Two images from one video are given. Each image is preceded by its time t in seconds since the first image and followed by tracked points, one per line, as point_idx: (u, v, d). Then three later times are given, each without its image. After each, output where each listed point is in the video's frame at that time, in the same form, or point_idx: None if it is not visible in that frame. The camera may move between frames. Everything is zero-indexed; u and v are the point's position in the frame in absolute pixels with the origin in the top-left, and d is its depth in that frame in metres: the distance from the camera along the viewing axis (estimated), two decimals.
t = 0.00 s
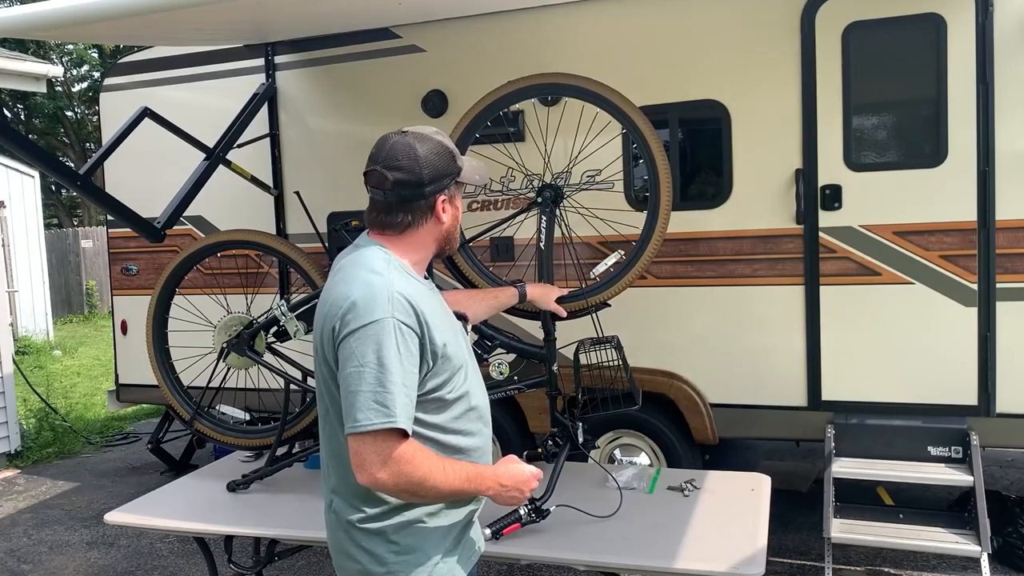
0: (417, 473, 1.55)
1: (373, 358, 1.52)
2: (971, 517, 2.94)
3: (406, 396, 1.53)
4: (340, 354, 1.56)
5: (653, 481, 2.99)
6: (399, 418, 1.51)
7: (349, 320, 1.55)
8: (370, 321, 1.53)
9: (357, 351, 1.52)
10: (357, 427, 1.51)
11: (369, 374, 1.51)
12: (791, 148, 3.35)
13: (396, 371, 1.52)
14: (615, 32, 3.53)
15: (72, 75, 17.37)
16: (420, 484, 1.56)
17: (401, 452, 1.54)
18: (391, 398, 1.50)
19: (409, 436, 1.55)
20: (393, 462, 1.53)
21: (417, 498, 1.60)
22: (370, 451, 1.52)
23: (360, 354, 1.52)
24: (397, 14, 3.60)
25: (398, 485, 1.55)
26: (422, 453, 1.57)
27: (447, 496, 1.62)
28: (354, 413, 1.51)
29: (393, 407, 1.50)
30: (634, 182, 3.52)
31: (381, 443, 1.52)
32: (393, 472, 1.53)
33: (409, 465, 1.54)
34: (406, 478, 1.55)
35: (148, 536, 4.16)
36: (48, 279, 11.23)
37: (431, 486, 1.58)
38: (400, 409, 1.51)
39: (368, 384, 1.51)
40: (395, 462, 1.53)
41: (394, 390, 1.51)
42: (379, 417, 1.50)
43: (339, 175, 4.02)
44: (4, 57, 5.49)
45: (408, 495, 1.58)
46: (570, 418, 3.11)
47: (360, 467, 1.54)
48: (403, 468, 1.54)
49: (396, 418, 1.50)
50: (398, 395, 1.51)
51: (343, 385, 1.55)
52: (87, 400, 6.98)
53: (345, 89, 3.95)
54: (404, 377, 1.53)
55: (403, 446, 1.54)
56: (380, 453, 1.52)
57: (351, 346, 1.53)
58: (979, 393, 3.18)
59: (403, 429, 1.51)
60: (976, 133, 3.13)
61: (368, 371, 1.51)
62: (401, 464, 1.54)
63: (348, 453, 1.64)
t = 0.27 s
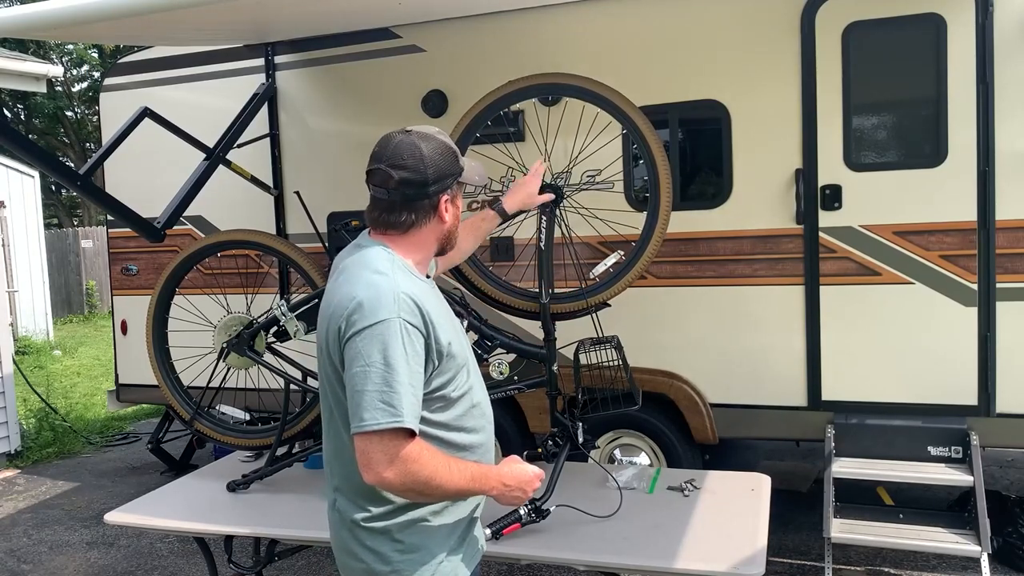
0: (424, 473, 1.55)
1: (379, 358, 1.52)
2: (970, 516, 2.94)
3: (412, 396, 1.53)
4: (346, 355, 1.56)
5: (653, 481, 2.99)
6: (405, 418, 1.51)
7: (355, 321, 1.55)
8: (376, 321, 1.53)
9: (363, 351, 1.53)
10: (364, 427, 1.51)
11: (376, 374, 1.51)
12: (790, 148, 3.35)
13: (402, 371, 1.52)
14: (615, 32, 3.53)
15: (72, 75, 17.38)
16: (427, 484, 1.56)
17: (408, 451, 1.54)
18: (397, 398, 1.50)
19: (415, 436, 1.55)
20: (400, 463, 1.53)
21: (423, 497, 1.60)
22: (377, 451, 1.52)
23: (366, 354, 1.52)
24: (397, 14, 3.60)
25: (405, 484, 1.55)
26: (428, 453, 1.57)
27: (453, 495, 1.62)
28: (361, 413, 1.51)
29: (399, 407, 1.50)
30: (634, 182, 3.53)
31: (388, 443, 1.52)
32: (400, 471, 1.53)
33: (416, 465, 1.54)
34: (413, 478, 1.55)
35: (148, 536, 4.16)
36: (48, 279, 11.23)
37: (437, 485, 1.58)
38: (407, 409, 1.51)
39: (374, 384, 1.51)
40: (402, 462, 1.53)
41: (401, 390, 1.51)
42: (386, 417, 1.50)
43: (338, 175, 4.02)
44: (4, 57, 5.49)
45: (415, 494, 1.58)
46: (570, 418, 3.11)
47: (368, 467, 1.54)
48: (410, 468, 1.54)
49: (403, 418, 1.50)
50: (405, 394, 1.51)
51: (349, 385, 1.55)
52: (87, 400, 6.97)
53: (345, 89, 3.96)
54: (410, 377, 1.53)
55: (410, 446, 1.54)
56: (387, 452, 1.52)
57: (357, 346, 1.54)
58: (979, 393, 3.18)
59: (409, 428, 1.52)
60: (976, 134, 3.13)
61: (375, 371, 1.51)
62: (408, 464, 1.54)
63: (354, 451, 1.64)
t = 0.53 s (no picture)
0: (425, 478, 1.56)
1: (378, 366, 1.52)
2: (970, 516, 2.94)
3: (412, 403, 1.53)
4: (346, 362, 1.56)
5: (653, 481, 2.99)
6: (405, 426, 1.51)
7: (354, 329, 1.55)
8: (375, 329, 1.53)
9: (362, 359, 1.53)
10: (365, 435, 1.51)
11: (375, 383, 1.51)
12: (790, 148, 3.35)
13: (402, 379, 1.52)
14: (615, 32, 3.53)
15: (72, 75, 17.37)
16: (428, 488, 1.57)
17: (408, 457, 1.54)
18: (397, 406, 1.50)
19: (416, 442, 1.55)
20: (400, 469, 1.53)
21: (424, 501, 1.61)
22: (378, 457, 1.52)
23: (366, 363, 1.52)
24: (397, 14, 3.60)
25: (406, 489, 1.55)
26: (429, 457, 1.58)
27: (454, 498, 1.63)
28: (361, 422, 1.51)
29: (399, 415, 1.50)
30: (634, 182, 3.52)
31: (389, 450, 1.52)
32: (401, 477, 1.54)
33: (416, 470, 1.55)
34: (414, 483, 1.55)
35: (148, 536, 4.16)
36: (48, 279, 11.23)
37: (438, 489, 1.58)
38: (407, 417, 1.51)
39: (374, 393, 1.51)
40: (403, 468, 1.53)
41: (401, 398, 1.51)
42: (386, 426, 1.50)
43: (338, 175, 4.02)
44: (4, 57, 5.49)
45: (416, 499, 1.58)
46: (570, 418, 3.11)
47: (368, 473, 1.54)
48: (411, 474, 1.54)
49: (403, 427, 1.50)
50: (405, 402, 1.51)
51: (350, 392, 1.55)
52: (87, 400, 6.97)
53: (345, 89, 3.96)
54: (410, 384, 1.53)
55: (411, 452, 1.54)
56: (388, 459, 1.53)
57: (356, 355, 1.54)
58: (979, 393, 3.18)
59: (410, 436, 1.52)
60: (976, 134, 3.13)
61: (375, 380, 1.51)
62: (409, 470, 1.54)
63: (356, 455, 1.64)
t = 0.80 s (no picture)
0: (419, 478, 1.56)
1: (371, 367, 1.52)
2: (971, 516, 2.94)
3: (405, 404, 1.53)
4: (341, 363, 1.57)
5: (653, 481, 2.99)
6: (397, 427, 1.51)
7: (348, 330, 1.56)
8: (368, 330, 1.54)
9: (355, 360, 1.54)
10: (357, 436, 1.52)
11: (368, 384, 1.52)
12: (790, 148, 3.35)
13: (394, 380, 1.52)
14: (615, 32, 3.53)
15: (72, 75, 17.37)
16: (422, 489, 1.57)
17: (403, 457, 1.54)
18: (389, 407, 1.51)
19: (411, 442, 1.55)
20: (394, 469, 1.54)
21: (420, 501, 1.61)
22: (371, 458, 1.53)
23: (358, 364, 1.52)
24: (397, 14, 3.60)
25: (402, 489, 1.56)
26: (424, 457, 1.58)
27: (451, 498, 1.63)
28: (354, 423, 1.52)
29: (391, 416, 1.51)
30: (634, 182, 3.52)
31: (382, 450, 1.52)
32: (395, 477, 1.54)
33: (411, 470, 1.55)
34: (408, 483, 1.55)
35: (149, 536, 4.16)
36: (48, 279, 11.23)
37: (434, 489, 1.58)
38: (399, 418, 1.51)
39: (366, 394, 1.52)
40: (397, 468, 1.54)
41: (393, 399, 1.51)
42: (377, 426, 1.51)
43: (338, 175, 4.02)
44: (4, 57, 5.49)
45: (412, 498, 1.59)
46: (570, 418, 3.11)
47: (363, 473, 1.55)
48: (404, 474, 1.54)
49: (395, 428, 1.51)
50: (397, 403, 1.51)
51: (344, 393, 1.56)
52: (87, 400, 6.97)
53: (345, 89, 3.96)
54: (403, 385, 1.53)
55: (405, 452, 1.54)
56: (382, 459, 1.53)
57: (350, 356, 1.54)
58: (979, 393, 3.18)
59: (403, 436, 1.52)
60: (976, 134, 3.13)
61: (367, 381, 1.52)
62: (403, 470, 1.54)
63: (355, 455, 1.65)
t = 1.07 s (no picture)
0: (406, 476, 1.56)
1: (358, 365, 1.54)
2: (970, 516, 2.94)
3: (391, 402, 1.53)
4: (332, 360, 1.59)
5: (653, 481, 2.99)
6: (382, 424, 1.51)
7: (338, 327, 1.58)
8: (357, 327, 1.55)
9: (344, 357, 1.55)
10: (344, 433, 1.54)
11: (355, 381, 1.53)
12: (790, 148, 3.35)
13: (380, 378, 1.53)
14: (615, 32, 3.53)
15: (72, 75, 17.37)
16: (409, 487, 1.57)
17: (389, 455, 1.54)
18: (374, 405, 1.52)
19: (398, 440, 1.55)
20: (380, 466, 1.54)
21: (409, 499, 1.61)
22: (358, 454, 1.54)
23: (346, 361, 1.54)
24: (397, 14, 3.60)
25: (389, 487, 1.56)
26: (412, 455, 1.57)
27: (440, 497, 1.62)
28: (341, 419, 1.54)
29: (376, 414, 1.51)
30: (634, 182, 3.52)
31: (368, 447, 1.53)
32: (381, 475, 1.54)
33: (398, 468, 1.55)
34: (395, 481, 1.55)
35: (149, 536, 4.16)
36: (48, 279, 11.23)
37: (422, 488, 1.58)
38: (384, 416, 1.52)
39: (353, 391, 1.53)
40: (384, 466, 1.54)
41: (378, 397, 1.52)
42: (362, 424, 1.52)
43: (338, 175, 4.02)
44: (4, 57, 5.49)
45: (400, 496, 1.59)
46: (570, 418, 3.11)
47: (351, 469, 1.56)
48: (391, 471, 1.54)
49: (379, 425, 1.51)
50: (382, 401, 1.52)
51: (335, 389, 1.58)
52: (87, 400, 6.97)
53: (345, 89, 3.96)
54: (390, 383, 1.54)
55: (392, 450, 1.54)
56: (368, 456, 1.54)
57: (339, 353, 1.56)
58: (979, 393, 3.18)
59: (388, 434, 1.52)
60: (976, 133, 3.13)
61: (354, 378, 1.53)
62: (389, 468, 1.54)
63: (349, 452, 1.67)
